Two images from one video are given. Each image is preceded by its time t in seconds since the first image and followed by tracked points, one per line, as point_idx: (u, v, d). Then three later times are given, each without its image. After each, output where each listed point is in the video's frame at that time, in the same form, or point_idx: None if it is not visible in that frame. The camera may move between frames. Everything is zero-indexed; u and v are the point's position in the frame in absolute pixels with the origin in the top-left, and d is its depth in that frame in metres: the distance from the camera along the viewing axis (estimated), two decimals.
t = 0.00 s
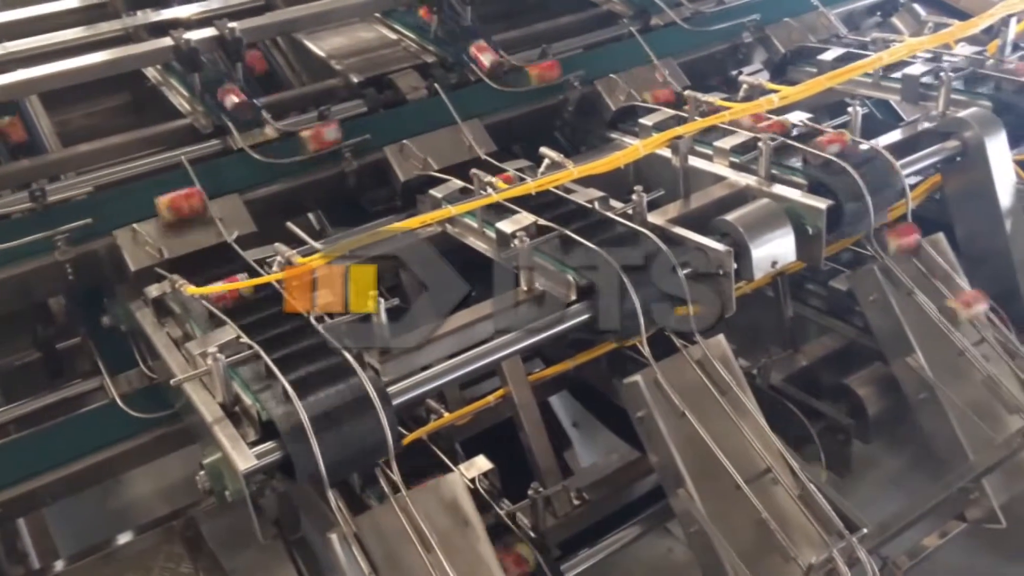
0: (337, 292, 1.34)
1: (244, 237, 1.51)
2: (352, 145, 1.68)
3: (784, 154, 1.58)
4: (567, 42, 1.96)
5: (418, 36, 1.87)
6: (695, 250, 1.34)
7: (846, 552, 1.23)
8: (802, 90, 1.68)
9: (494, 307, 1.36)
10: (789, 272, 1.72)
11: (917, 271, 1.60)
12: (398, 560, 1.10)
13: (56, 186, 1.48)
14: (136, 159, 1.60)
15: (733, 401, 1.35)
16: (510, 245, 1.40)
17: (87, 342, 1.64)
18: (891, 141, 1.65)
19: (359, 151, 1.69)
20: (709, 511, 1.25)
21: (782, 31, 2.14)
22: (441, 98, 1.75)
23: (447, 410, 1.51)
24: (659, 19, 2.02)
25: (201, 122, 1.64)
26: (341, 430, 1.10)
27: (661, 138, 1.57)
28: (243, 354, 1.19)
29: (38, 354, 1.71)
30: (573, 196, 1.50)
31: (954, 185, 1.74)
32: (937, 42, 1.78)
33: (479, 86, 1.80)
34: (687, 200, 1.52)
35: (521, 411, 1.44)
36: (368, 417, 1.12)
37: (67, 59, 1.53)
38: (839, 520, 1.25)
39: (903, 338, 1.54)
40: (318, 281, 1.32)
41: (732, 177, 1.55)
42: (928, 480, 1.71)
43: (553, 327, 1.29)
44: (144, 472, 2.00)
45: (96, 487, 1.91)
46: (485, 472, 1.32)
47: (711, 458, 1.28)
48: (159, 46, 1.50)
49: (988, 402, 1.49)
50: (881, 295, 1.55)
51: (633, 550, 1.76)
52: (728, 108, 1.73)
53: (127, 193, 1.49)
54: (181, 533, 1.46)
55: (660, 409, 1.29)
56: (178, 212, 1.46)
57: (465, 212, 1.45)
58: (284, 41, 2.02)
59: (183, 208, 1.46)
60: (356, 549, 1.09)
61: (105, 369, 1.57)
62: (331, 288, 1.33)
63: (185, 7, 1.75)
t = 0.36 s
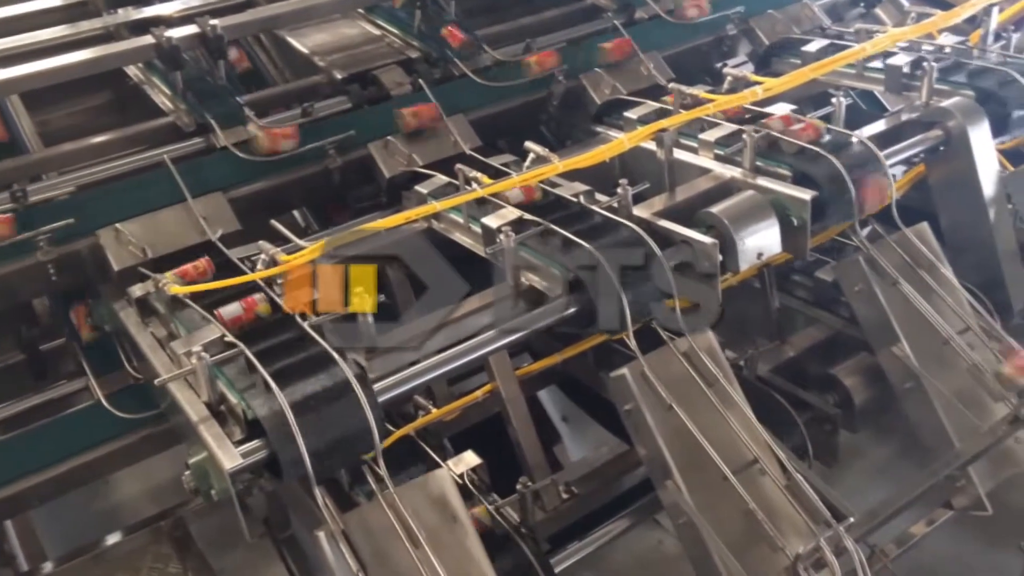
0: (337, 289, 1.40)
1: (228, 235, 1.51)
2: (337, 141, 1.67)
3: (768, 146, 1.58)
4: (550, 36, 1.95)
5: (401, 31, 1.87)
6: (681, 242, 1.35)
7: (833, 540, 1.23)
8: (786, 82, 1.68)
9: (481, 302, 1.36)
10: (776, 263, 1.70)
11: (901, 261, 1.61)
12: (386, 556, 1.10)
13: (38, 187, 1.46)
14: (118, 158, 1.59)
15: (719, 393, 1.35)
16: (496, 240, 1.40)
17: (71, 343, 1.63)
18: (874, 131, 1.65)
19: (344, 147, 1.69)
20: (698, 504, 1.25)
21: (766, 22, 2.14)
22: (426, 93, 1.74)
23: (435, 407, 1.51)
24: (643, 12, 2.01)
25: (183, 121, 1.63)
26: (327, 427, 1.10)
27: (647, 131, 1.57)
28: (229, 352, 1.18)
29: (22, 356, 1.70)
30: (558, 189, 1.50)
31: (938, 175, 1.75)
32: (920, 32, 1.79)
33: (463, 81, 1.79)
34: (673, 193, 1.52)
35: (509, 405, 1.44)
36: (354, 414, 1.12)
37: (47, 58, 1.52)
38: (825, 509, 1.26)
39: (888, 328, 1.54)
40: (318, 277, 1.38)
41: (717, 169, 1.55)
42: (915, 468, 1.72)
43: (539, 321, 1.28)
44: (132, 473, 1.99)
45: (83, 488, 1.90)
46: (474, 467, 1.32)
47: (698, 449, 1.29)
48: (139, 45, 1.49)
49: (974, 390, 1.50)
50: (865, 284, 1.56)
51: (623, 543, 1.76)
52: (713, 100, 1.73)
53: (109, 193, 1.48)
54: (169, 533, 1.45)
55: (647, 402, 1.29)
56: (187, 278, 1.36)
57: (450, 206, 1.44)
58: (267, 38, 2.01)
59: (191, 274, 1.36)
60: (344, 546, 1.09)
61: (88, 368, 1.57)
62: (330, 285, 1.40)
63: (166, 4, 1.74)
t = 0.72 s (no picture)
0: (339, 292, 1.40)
1: (209, 233, 1.51)
2: (317, 137, 1.66)
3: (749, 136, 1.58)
4: (531, 29, 1.95)
5: (381, 26, 1.85)
6: (664, 234, 1.37)
7: (819, 528, 1.24)
8: (767, 72, 1.68)
9: (465, 296, 1.35)
10: (757, 253, 1.70)
11: (883, 249, 1.62)
12: (373, 552, 1.10)
13: (15, 187, 1.44)
14: (96, 157, 1.57)
15: (704, 384, 1.36)
16: (478, 235, 1.40)
17: (52, 343, 1.61)
18: (855, 120, 1.66)
19: (324, 143, 1.67)
20: (683, 495, 1.26)
21: (747, 13, 2.15)
22: (407, 87, 1.73)
23: (421, 402, 1.52)
24: (624, 4, 2.00)
25: (162, 119, 1.62)
26: (311, 425, 1.09)
27: (628, 122, 1.57)
28: (211, 351, 1.17)
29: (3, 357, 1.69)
30: (541, 182, 1.50)
31: (919, 163, 1.76)
32: (899, 20, 1.79)
33: (444, 74, 1.78)
34: (655, 185, 1.52)
35: (493, 400, 1.43)
36: (338, 411, 1.11)
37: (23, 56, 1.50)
38: (810, 497, 1.26)
39: (870, 315, 1.56)
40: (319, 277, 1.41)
41: (699, 161, 1.55)
42: (899, 456, 1.73)
43: (523, 315, 1.28)
44: (118, 474, 1.98)
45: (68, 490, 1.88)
46: (460, 462, 1.32)
47: (683, 440, 1.29)
48: (116, 42, 1.47)
49: (955, 376, 1.51)
50: (848, 274, 1.58)
51: (611, 535, 1.76)
52: (694, 91, 1.73)
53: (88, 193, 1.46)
54: (155, 533, 1.44)
55: (632, 394, 1.30)
56: (197, 297, 1.29)
57: (433, 201, 1.44)
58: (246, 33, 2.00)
59: (201, 292, 1.29)
60: (330, 544, 1.08)
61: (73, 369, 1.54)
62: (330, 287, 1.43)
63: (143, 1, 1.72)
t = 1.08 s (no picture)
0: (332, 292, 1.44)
1: (189, 230, 1.49)
2: (298, 132, 1.65)
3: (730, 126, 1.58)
4: (511, 21, 1.94)
5: (361, 19, 1.84)
6: (646, 226, 1.37)
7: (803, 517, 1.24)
8: (747, 62, 1.68)
9: (448, 290, 1.35)
10: (740, 244, 1.71)
11: (864, 238, 1.63)
12: (358, 549, 1.10)
13: None
14: (74, 155, 1.55)
15: (688, 375, 1.36)
16: (461, 229, 1.40)
17: (31, 344, 1.60)
18: (836, 109, 1.66)
19: (305, 138, 1.66)
20: (669, 486, 1.26)
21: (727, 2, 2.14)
22: (387, 81, 1.72)
23: (405, 397, 1.51)
24: None
25: (139, 115, 1.60)
26: (293, 422, 1.08)
27: (609, 114, 1.56)
28: (192, 350, 1.16)
29: None
30: (522, 175, 1.49)
31: (900, 152, 1.76)
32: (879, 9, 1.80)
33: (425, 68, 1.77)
34: (637, 176, 1.52)
35: (477, 394, 1.43)
36: (320, 407, 1.10)
37: None
38: (794, 486, 1.27)
39: (853, 303, 1.56)
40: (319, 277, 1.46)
41: (681, 152, 1.55)
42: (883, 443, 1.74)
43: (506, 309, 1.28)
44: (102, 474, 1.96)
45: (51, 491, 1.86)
46: (446, 456, 1.34)
47: (668, 431, 1.29)
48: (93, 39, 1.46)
49: (937, 362, 1.52)
50: (830, 263, 1.58)
51: (598, 526, 1.77)
52: (675, 82, 1.73)
53: (66, 192, 1.45)
54: (141, 534, 1.43)
55: (616, 386, 1.30)
56: (210, 318, 1.20)
57: (415, 195, 1.43)
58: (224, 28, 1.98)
59: (213, 313, 1.20)
60: (314, 541, 1.08)
61: (51, 369, 1.53)
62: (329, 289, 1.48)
63: None
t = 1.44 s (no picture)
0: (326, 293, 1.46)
1: (169, 227, 1.48)
2: (277, 127, 1.63)
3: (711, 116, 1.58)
4: (492, 12, 1.93)
5: (339, 12, 1.83)
6: (628, 217, 1.37)
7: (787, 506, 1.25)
8: (727, 52, 1.68)
9: (431, 284, 1.35)
10: (722, 234, 1.71)
11: (845, 226, 1.63)
12: (342, 545, 1.09)
13: None
14: (51, 152, 1.53)
15: (672, 366, 1.36)
16: (442, 222, 1.39)
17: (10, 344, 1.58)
18: (816, 98, 1.67)
19: (284, 133, 1.65)
20: (654, 477, 1.27)
21: None
22: (367, 74, 1.71)
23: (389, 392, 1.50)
24: None
25: (116, 112, 1.58)
26: (277, 420, 1.08)
27: (591, 106, 1.56)
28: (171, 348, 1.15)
29: None
30: (504, 168, 1.49)
31: (881, 140, 1.77)
32: None
33: (405, 61, 1.76)
34: (619, 167, 1.51)
35: (461, 389, 1.42)
36: (303, 404, 1.09)
37: None
38: (779, 475, 1.27)
39: (835, 292, 1.57)
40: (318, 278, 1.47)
41: (662, 142, 1.55)
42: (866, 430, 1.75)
43: (488, 303, 1.28)
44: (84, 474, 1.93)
45: (32, 492, 1.84)
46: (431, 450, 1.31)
47: (652, 422, 1.30)
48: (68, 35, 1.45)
49: (919, 350, 1.52)
50: (812, 252, 1.59)
51: (584, 518, 1.77)
52: (656, 73, 1.73)
53: (43, 190, 1.43)
54: (124, 532, 1.44)
55: (600, 378, 1.30)
56: (223, 343, 1.11)
57: (396, 190, 1.42)
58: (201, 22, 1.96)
59: (226, 338, 1.12)
60: (298, 538, 1.07)
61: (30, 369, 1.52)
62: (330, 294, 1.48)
63: None
